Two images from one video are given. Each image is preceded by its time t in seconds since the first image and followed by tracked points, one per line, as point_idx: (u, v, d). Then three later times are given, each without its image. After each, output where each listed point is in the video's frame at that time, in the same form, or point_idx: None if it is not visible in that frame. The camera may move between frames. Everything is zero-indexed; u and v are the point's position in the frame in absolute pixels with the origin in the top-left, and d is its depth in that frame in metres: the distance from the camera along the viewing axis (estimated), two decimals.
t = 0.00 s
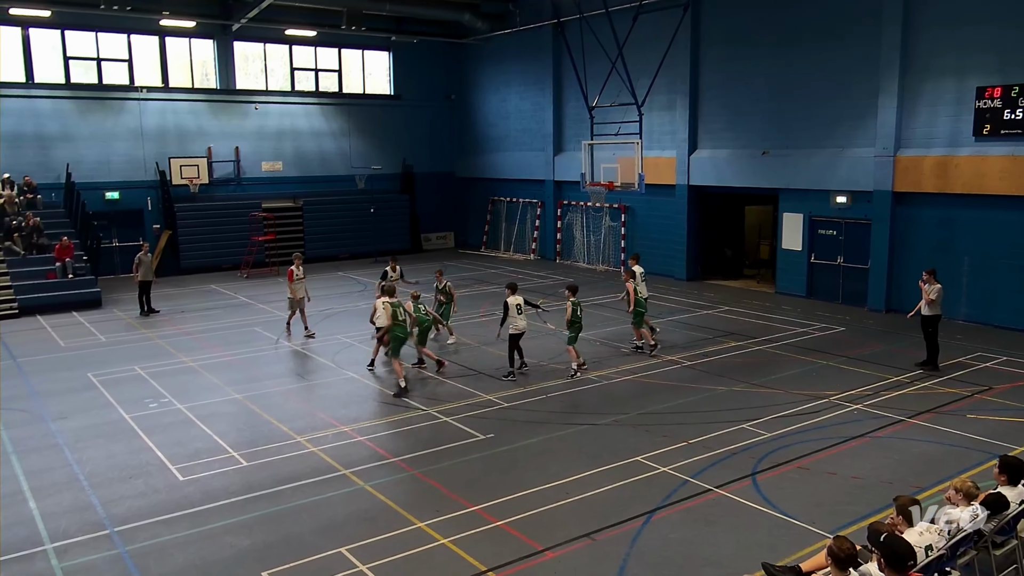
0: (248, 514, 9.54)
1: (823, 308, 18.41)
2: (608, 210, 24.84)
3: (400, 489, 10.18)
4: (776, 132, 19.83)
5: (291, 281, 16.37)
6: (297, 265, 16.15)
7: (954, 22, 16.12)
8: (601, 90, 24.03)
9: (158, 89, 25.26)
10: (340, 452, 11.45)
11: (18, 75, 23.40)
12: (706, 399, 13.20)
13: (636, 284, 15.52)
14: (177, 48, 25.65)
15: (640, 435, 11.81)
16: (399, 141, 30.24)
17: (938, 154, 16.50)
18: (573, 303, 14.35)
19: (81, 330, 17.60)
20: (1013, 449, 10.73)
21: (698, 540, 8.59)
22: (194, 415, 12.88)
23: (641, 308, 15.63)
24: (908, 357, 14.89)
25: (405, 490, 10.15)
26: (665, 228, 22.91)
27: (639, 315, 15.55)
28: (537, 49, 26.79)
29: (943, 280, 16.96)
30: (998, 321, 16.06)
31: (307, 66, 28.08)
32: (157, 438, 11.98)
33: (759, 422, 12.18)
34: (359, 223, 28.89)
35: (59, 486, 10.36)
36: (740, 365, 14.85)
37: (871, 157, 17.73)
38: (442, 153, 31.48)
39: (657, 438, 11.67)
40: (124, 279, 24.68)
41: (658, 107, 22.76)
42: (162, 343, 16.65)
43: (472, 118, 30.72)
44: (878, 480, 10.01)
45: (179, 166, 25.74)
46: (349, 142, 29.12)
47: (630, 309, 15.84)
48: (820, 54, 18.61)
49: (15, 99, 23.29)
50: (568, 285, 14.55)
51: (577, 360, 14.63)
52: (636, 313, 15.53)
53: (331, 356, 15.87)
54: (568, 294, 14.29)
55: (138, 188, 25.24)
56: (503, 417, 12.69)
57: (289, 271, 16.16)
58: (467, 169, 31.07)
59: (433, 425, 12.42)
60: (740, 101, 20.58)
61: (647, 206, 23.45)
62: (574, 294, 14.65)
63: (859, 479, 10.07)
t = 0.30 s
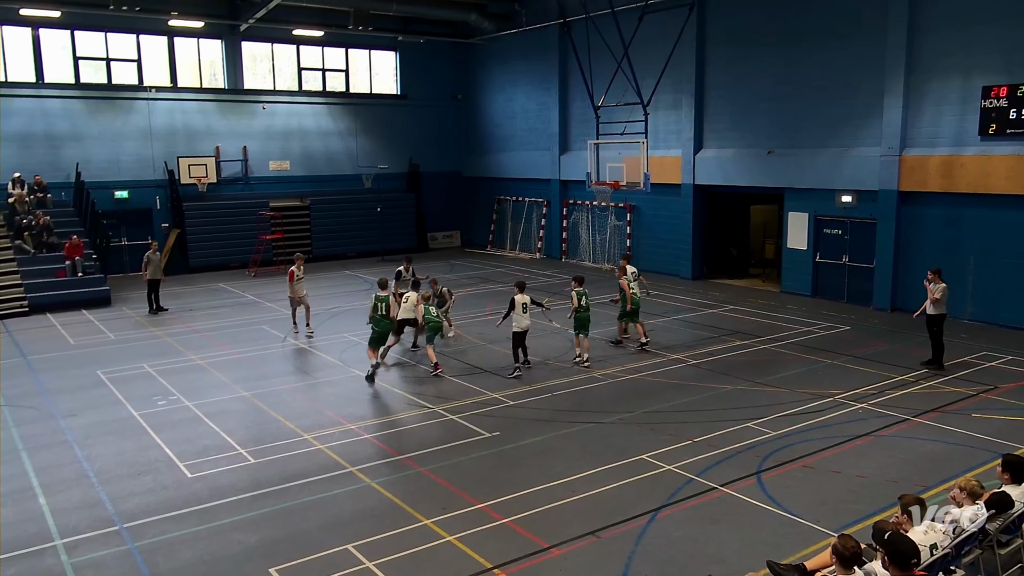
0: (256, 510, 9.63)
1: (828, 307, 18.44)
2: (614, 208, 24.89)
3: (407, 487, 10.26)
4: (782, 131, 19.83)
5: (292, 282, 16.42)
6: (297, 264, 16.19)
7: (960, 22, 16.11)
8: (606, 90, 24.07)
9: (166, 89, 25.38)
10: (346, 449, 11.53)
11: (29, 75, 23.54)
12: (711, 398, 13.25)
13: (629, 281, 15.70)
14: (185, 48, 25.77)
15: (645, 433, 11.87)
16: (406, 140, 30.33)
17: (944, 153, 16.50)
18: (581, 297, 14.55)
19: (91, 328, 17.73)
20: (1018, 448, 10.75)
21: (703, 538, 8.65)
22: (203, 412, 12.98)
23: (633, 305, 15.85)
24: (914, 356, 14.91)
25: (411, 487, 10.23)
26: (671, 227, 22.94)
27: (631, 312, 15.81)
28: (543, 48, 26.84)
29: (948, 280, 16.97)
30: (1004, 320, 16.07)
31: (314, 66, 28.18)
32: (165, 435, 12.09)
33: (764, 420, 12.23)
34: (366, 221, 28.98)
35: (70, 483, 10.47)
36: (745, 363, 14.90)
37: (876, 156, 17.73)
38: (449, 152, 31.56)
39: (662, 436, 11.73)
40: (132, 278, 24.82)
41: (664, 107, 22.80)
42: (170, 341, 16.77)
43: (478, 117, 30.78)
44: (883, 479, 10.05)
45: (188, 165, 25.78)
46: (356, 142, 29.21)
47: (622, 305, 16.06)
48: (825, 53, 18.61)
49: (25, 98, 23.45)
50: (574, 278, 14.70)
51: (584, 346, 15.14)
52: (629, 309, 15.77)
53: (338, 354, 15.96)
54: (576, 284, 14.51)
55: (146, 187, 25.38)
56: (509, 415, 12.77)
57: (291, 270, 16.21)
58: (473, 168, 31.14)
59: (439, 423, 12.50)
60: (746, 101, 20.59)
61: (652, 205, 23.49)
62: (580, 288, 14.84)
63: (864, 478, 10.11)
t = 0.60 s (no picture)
0: (260, 509, 9.68)
1: (830, 306, 18.46)
2: (617, 208, 24.92)
3: (410, 485, 10.30)
4: (785, 132, 19.84)
5: (292, 283, 16.45)
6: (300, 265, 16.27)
7: (964, 22, 16.11)
8: (609, 90, 24.10)
9: (171, 89, 25.44)
10: (350, 448, 11.57)
11: (33, 75, 23.61)
12: (714, 397, 13.28)
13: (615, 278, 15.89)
14: (190, 48, 25.83)
15: (648, 433, 11.90)
16: (409, 140, 30.37)
17: (947, 153, 16.50)
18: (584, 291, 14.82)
19: (95, 327, 17.78)
20: (1020, 448, 10.77)
21: (705, 537, 8.68)
22: (207, 411, 13.02)
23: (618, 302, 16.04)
24: (916, 356, 14.93)
25: (414, 486, 10.27)
26: (674, 227, 22.96)
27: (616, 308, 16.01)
28: (546, 48, 26.86)
29: (950, 279, 16.98)
30: (1006, 320, 16.08)
31: (318, 66, 28.22)
32: (169, 434, 12.14)
33: (766, 420, 12.25)
34: (369, 221, 29.04)
35: (74, 481, 10.52)
36: (748, 363, 14.92)
37: (879, 156, 17.74)
38: (451, 152, 31.60)
39: (665, 436, 11.76)
40: (136, 277, 24.88)
41: (666, 106, 22.81)
42: (174, 340, 16.82)
43: (481, 117, 30.80)
44: (885, 479, 10.08)
45: (192, 165, 25.82)
46: (359, 141, 29.26)
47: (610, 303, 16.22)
48: (829, 53, 18.61)
49: (30, 98, 23.53)
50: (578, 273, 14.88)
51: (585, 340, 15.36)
52: (613, 304, 16.00)
53: (341, 353, 16.00)
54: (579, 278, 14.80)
55: (150, 186, 25.44)
56: (512, 414, 12.81)
57: (291, 271, 16.23)
58: (476, 168, 31.18)
59: (442, 422, 12.54)
60: (749, 101, 20.60)
61: (655, 205, 23.53)
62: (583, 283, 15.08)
63: (866, 477, 10.14)
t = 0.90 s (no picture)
0: (260, 509, 9.67)
1: (830, 306, 18.46)
2: (617, 208, 24.92)
3: (410, 485, 10.30)
4: (785, 132, 19.83)
5: (288, 283, 16.40)
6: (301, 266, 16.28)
7: (964, 22, 16.10)
8: (610, 90, 24.10)
9: (171, 89, 25.44)
10: (351, 448, 11.57)
11: (34, 75, 23.61)
12: (714, 397, 13.27)
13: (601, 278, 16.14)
14: (190, 48, 25.83)
15: (648, 433, 11.90)
16: (409, 140, 30.36)
17: (947, 153, 16.50)
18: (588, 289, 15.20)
19: (96, 327, 17.78)
20: (1021, 447, 10.77)
21: (706, 537, 8.68)
22: (207, 411, 13.03)
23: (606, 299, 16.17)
24: (917, 356, 14.92)
25: (414, 486, 10.28)
26: (674, 227, 22.96)
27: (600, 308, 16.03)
28: (547, 48, 26.85)
29: (951, 279, 16.97)
30: (1006, 320, 16.08)
31: (318, 66, 28.22)
32: (170, 433, 12.14)
33: (766, 420, 12.25)
34: (370, 221, 29.04)
35: (75, 481, 10.53)
36: (748, 363, 14.92)
37: (879, 156, 17.74)
38: (452, 151, 31.59)
39: (665, 436, 11.76)
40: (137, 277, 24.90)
41: (667, 106, 22.81)
42: (175, 340, 16.82)
43: (481, 117, 30.81)
44: (885, 479, 10.08)
45: (192, 165, 25.82)
46: (360, 141, 29.26)
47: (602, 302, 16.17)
48: (829, 53, 18.59)
49: (30, 98, 23.53)
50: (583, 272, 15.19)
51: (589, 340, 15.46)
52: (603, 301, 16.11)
53: (341, 353, 16.00)
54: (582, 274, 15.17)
55: (151, 186, 25.45)
56: (512, 414, 12.81)
57: (288, 272, 16.16)
58: (476, 167, 31.17)
59: (442, 421, 12.55)
60: (750, 101, 20.59)
61: (655, 204, 23.54)
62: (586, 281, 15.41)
63: (867, 477, 10.14)
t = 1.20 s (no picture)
0: (256, 511, 9.62)
1: (827, 307, 18.45)
2: (613, 208, 24.88)
3: (407, 487, 10.25)
4: (782, 132, 19.83)
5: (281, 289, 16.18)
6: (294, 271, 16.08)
7: (961, 22, 16.10)
8: (606, 90, 24.08)
9: (166, 89, 25.37)
10: (347, 450, 11.53)
11: (28, 75, 23.53)
12: (711, 398, 13.24)
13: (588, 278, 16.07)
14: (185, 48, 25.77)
15: (645, 434, 11.87)
16: (405, 140, 30.31)
17: (944, 153, 16.50)
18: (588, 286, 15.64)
19: (91, 328, 17.72)
20: (1018, 448, 10.75)
21: (703, 538, 8.65)
22: (203, 412, 12.97)
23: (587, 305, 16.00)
24: (914, 356, 14.91)
25: (411, 487, 10.24)
26: (671, 227, 22.94)
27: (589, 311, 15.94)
28: (543, 48, 26.83)
29: (948, 280, 16.96)
30: (1003, 321, 16.07)
31: (314, 66, 28.17)
32: (165, 435, 12.08)
33: (764, 420, 12.23)
34: (366, 221, 28.99)
35: (69, 483, 10.47)
36: (745, 363, 14.90)
37: (876, 156, 17.73)
38: (448, 152, 31.54)
39: (662, 437, 11.73)
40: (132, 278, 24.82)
41: (663, 106, 22.79)
42: (170, 341, 16.76)
43: (478, 117, 30.78)
44: (883, 479, 10.06)
45: (187, 165, 25.76)
46: (356, 142, 29.21)
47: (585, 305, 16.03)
48: (827, 54, 18.58)
49: (25, 98, 23.45)
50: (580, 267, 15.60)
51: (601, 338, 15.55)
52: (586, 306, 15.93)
53: (337, 354, 15.95)
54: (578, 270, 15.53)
55: (146, 186, 25.36)
56: (509, 415, 12.77)
57: (282, 277, 16.00)
58: (473, 168, 31.13)
59: (438, 423, 12.51)
60: (747, 101, 20.56)
61: (652, 205, 23.53)
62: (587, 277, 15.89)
63: (864, 478, 10.11)
